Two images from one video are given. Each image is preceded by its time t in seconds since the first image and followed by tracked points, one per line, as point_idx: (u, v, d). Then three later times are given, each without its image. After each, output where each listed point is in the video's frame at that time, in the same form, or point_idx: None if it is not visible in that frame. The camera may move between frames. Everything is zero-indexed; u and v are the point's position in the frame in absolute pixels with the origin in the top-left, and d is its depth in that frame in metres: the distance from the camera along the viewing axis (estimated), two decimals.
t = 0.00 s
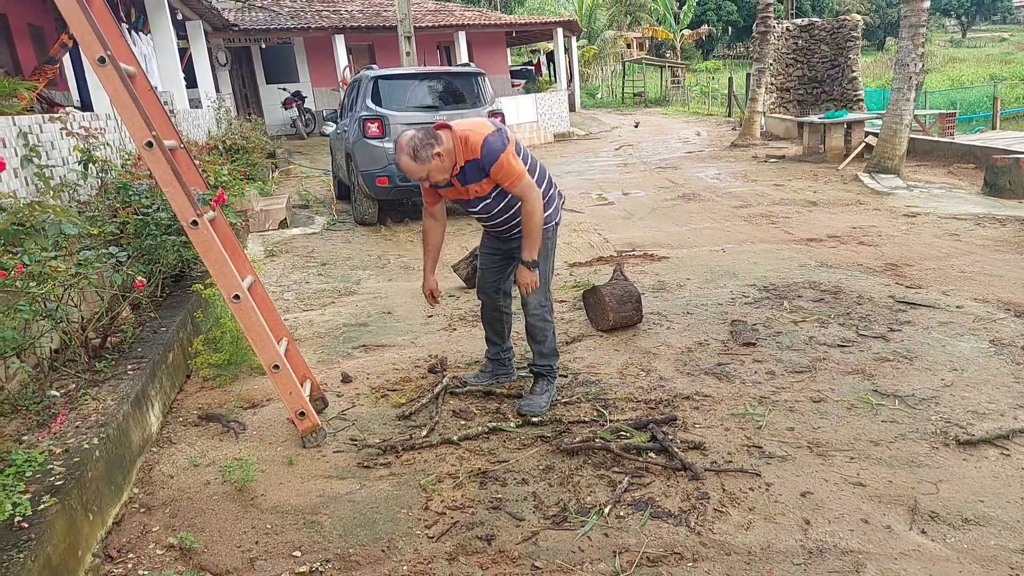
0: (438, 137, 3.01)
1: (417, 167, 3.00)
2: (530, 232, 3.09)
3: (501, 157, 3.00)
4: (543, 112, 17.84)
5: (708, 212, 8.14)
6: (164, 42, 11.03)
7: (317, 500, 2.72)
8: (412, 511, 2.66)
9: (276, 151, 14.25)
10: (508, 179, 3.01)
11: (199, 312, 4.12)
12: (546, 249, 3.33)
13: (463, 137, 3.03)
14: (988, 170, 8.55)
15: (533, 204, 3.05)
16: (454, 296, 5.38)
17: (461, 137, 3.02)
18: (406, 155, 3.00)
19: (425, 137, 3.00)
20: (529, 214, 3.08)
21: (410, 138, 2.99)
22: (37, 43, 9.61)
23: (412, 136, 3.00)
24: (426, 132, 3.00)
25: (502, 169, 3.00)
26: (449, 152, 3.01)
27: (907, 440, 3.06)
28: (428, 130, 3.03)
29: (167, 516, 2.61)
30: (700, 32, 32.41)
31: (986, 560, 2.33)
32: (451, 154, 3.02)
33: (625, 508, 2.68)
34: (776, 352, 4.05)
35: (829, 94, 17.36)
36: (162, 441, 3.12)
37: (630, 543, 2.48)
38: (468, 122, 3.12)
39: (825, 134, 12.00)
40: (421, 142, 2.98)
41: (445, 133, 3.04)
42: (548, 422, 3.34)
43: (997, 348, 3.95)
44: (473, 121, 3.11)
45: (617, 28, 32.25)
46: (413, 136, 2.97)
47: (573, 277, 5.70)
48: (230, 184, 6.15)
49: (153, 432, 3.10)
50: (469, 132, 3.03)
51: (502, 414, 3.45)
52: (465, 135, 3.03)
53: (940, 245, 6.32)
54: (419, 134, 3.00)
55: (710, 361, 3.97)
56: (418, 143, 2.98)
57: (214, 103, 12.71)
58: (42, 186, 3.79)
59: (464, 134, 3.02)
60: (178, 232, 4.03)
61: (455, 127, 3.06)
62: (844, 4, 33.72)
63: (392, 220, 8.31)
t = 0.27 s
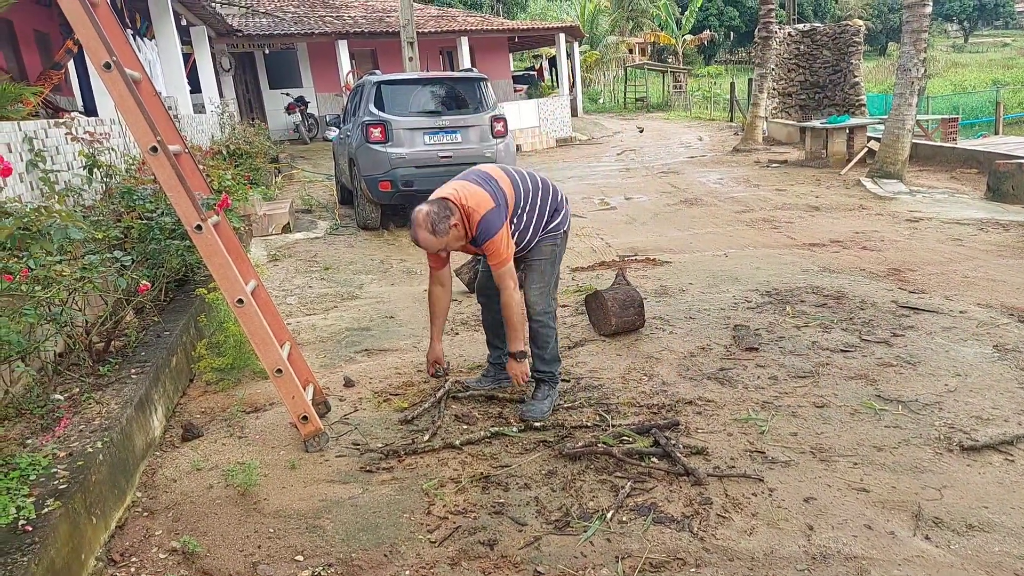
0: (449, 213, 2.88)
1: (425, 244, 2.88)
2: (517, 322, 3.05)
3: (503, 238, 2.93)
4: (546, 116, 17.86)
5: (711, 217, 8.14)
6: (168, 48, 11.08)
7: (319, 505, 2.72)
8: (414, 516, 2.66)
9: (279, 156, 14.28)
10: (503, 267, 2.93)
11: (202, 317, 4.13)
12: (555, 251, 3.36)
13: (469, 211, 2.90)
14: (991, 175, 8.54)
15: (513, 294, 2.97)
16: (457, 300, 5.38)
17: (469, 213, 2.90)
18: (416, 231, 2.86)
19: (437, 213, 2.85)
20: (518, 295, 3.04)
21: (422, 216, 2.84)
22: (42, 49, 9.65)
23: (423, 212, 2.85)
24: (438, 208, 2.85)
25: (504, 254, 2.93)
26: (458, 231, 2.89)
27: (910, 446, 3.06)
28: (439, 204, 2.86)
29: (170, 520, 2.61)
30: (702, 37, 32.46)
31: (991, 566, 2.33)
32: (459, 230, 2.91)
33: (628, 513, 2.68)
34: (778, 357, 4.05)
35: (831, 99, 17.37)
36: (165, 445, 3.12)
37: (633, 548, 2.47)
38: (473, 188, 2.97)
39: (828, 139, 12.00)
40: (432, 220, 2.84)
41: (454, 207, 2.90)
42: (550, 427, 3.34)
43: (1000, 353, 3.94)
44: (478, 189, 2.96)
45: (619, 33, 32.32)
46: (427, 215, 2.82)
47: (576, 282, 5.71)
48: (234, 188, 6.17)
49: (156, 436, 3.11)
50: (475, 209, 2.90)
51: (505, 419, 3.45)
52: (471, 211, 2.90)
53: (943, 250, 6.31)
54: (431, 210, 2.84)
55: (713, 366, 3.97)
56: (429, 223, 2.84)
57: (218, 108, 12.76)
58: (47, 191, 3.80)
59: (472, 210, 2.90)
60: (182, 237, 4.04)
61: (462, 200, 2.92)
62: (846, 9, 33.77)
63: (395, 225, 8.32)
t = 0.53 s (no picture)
0: (463, 256, 2.84)
1: (436, 286, 2.84)
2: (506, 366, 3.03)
3: (511, 281, 2.93)
4: (548, 121, 17.88)
5: (713, 221, 8.15)
6: (171, 52, 11.12)
7: (320, 508, 2.72)
8: (415, 519, 2.66)
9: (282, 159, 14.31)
10: (506, 310, 2.91)
11: (204, 320, 4.13)
12: (561, 256, 3.42)
13: (480, 254, 2.88)
14: (993, 181, 8.54)
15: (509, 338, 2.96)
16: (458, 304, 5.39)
17: (481, 256, 2.87)
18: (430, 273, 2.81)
19: (452, 257, 2.80)
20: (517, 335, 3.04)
21: (437, 259, 2.79)
22: (46, 52, 9.70)
23: (438, 256, 2.79)
24: (453, 251, 2.80)
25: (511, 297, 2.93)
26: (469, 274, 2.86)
27: (912, 451, 3.05)
28: (453, 247, 2.82)
29: (171, 523, 2.61)
30: (704, 42, 32.53)
31: (993, 571, 2.32)
32: (469, 272, 2.88)
33: (629, 517, 2.67)
34: (780, 361, 4.05)
35: (833, 104, 17.39)
36: (166, 448, 3.12)
37: (634, 553, 2.47)
38: (483, 229, 2.94)
39: (830, 144, 12.01)
40: (447, 264, 2.79)
41: (467, 250, 2.86)
42: (552, 431, 3.33)
43: (1002, 358, 3.94)
44: (488, 231, 2.93)
45: (622, 38, 32.39)
46: (442, 259, 2.77)
47: (578, 286, 5.71)
48: (236, 192, 6.18)
49: (158, 438, 3.11)
50: (486, 251, 2.88)
51: (506, 423, 3.44)
52: (482, 254, 2.88)
53: (945, 255, 6.31)
54: (446, 254, 2.79)
55: (714, 370, 3.97)
56: (445, 266, 2.79)
57: (221, 111, 12.80)
58: (50, 194, 3.82)
59: (484, 253, 2.87)
60: (184, 240, 4.05)
61: (474, 242, 2.88)
62: (848, 15, 33.84)
63: (397, 229, 8.33)
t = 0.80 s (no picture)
0: (466, 270, 2.83)
1: (438, 299, 2.84)
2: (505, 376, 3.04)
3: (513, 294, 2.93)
4: (549, 124, 17.89)
5: (714, 224, 8.14)
6: (172, 55, 11.14)
7: (321, 512, 2.71)
8: (417, 523, 2.65)
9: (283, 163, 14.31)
10: (507, 324, 2.92)
11: (205, 324, 4.13)
12: (563, 260, 3.45)
13: (482, 268, 2.87)
14: (994, 183, 8.53)
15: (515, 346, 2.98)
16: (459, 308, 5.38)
17: (483, 271, 2.87)
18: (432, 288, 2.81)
19: (454, 271, 2.80)
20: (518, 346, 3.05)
21: (440, 274, 2.78)
22: (47, 56, 9.72)
23: (440, 270, 2.79)
24: (456, 266, 2.80)
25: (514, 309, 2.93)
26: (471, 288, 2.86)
27: (914, 453, 3.04)
28: (456, 262, 2.81)
29: (172, 527, 2.60)
30: (704, 45, 32.55)
31: (996, 574, 2.31)
32: (471, 286, 2.88)
33: (631, 520, 2.67)
34: (781, 364, 4.04)
35: (833, 107, 17.39)
36: (167, 452, 3.12)
37: (636, 556, 2.46)
38: (486, 243, 2.93)
39: (830, 147, 12.01)
40: (450, 279, 2.79)
41: (469, 264, 2.85)
42: (554, 434, 3.33)
43: (1004, 361, 3.93)
44: (490, 244, 2.93)
45: (622, 42, 32.42)
46: (445, 274, 2.77)
47: (578, 289, 5.70)
48: (237, 195, 6.18)
49: (158, 442, 3.10)
50: (488, 266, 2.87)
51: (508, 426, 3.44)
52: (485, 268, 2.87)
53: (946, 257, 6.30)
54: (449, 269, 2.78)
55: (716, 373, 3.96)
56: (447, 281, 2.78)
57: (221, 115, 12.81)
58: (51, 198, 3.82)
59: (486, 267, 2.87)
60: (185, 243, 4.05)
61: (476, 256, 2.87)
62: (848, 17, 33.86)
63: (398, 232, 8.33)
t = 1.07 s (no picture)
0: (464, 267, 2.85)
1: (439, 297, 2.85)
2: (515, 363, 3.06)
3: (516, 287, 2.93)
4: (548, 126, 17.90)
5: (713, 226, 8.15)
6: (171, 61, 11.16)
7: (322, 517, 2.71)
8: (418, 527, 2.65)
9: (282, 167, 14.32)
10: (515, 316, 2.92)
11: (205, 329, 4.13)
12: (563, 261, 3.46)
13: (482, 264, 2.88)
14: (992, 183, 8.53)
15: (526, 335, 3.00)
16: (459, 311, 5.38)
17: (483, 266, 2.88)
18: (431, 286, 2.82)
19: (453, 268, 2.81)
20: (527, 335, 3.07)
21: (439, 271, 2.79)
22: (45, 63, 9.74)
23: (440, 268, 2.80)
24: (455, 263, 2.81)
25: (516, 303, 2.94)
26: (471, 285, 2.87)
27: (915, 453, 3.04)
28: (455, 259, 2.83)
29: (173, 533, 2.60)
30: (703, 47, 32.61)
31: (996, 573, 2.30)
32: (472, 282, 2.89)
33: (632, 523, 2.66)
34: (782, 365, 4.04)
35: (832, 108, 17.41)
36: (167, 458, 3.12)
37: (637, 558, 2.46)
38: (485, 239, 2.95)
39: (829, 148, 12.02)
40: (449, 276, 2.80)
41: (468, 261, 2.87)
42: (555, 437, 3.33)
43: (1004, 360, 3.92)
44: (488, 240, 2.94)
45: (620, 44, 32.47)
46: (444, 272, 2.78)
47: (578, 291, 5.71)
48: (236, 200, 6.19)
49: (159, 448, 3.10)
50: (487, 261, 2.88)
51: (508, 429, 3.43)
52: (485, 263, 2.89)
53: (945, 257, 6.30)
54: (447, 266, 2.80)
55: (716, 374, 3.96)
56: (445, 278, 2.80)
57: (220, 120, 12.83)
58: (50, 204, 3.82)
59: (485, 263, 2.88)
60: (184, 249, 4.05)
61: (474, 252, 2.88)
62: (846, 18, 33.92)
63: (397, 236, 8.33)
